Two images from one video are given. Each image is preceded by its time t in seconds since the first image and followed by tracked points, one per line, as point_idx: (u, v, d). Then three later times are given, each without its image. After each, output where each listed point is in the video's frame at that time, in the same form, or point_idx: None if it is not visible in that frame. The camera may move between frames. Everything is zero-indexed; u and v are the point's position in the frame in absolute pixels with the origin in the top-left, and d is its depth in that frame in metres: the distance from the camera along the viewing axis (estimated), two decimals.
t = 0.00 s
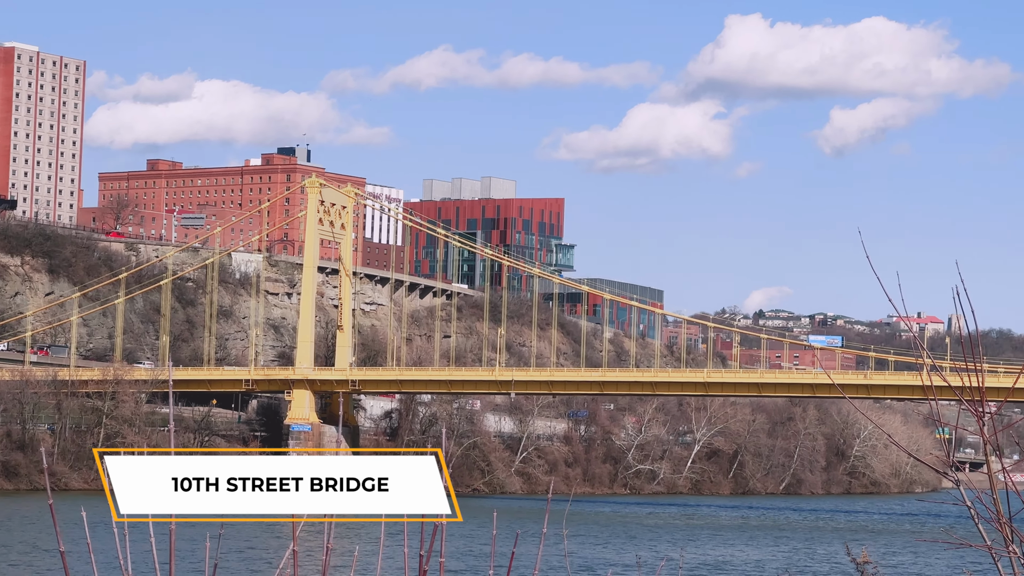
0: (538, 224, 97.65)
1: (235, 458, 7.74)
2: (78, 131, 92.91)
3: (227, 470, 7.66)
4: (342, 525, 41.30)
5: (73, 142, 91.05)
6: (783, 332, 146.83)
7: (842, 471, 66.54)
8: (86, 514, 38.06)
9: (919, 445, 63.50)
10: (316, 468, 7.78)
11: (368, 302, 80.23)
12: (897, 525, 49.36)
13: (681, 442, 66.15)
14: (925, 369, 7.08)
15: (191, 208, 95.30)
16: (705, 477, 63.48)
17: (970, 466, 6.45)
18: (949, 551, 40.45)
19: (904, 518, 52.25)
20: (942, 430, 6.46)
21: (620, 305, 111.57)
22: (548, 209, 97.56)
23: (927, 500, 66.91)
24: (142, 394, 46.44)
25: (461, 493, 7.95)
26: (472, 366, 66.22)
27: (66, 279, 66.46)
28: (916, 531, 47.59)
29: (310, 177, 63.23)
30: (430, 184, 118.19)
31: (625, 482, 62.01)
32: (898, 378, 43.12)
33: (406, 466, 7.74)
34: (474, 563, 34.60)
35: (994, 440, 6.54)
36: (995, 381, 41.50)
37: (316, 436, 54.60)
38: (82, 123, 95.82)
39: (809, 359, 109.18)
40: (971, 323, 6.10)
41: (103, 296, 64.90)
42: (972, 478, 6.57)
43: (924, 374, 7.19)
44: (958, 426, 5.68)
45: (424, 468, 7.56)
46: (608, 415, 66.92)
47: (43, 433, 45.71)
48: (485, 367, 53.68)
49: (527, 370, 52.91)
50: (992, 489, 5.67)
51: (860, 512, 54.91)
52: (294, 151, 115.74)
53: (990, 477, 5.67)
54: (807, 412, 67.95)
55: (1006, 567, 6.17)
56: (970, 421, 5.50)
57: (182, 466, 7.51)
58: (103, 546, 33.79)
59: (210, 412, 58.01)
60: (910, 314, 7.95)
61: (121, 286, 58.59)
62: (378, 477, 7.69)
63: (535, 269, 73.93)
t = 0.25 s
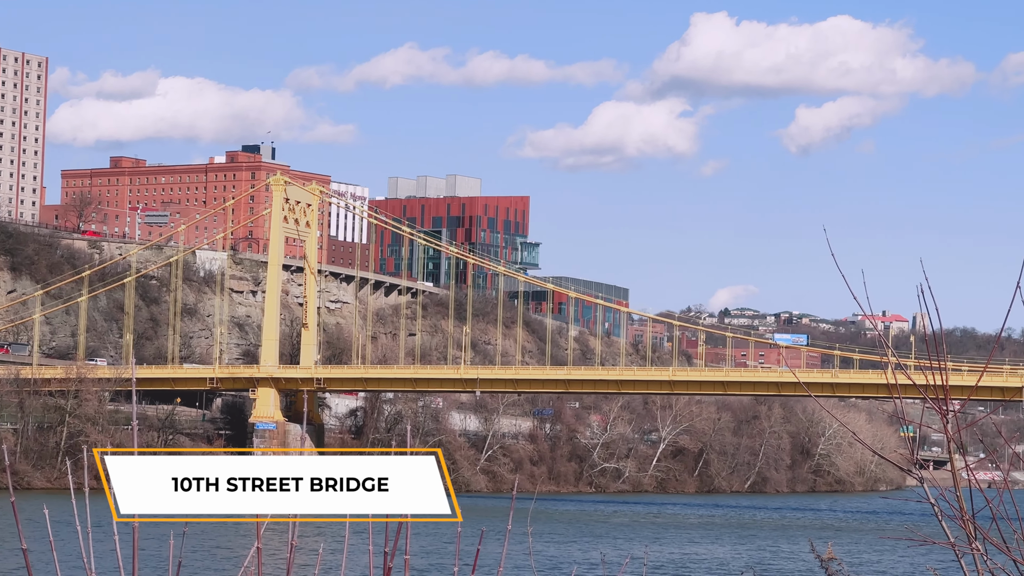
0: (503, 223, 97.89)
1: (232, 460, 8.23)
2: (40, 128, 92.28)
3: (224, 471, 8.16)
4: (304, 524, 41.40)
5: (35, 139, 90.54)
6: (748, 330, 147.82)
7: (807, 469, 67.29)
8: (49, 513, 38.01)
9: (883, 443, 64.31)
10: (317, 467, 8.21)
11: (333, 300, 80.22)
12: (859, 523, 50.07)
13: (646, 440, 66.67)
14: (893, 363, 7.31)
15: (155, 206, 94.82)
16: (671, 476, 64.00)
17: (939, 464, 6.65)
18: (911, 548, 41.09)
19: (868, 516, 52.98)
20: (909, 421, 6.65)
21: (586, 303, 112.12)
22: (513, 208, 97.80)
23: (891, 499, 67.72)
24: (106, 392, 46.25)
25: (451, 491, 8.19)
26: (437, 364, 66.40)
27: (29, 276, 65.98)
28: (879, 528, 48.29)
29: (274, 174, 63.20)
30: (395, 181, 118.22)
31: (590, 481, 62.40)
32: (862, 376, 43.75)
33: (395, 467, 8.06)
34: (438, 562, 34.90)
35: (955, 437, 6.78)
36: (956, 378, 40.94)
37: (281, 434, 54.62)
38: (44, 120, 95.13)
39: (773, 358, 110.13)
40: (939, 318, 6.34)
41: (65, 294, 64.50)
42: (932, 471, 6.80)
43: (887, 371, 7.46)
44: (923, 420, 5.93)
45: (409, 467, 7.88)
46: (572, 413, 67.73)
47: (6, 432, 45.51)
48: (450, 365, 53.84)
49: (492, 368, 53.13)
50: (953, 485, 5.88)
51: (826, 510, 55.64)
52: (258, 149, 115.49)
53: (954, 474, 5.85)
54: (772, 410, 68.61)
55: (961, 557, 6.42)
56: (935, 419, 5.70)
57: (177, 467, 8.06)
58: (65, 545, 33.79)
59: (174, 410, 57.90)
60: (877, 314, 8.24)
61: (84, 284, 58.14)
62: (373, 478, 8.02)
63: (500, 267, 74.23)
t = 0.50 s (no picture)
0: (468, 222, 98.10)
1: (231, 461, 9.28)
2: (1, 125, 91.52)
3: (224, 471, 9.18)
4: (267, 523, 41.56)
5: None
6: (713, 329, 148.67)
7: (771, 468, 67.85)
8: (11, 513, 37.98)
9: (847, 442, 65.01)
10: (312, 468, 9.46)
11: (297, 299, 80.19)
12: (821, 522, 50.68)
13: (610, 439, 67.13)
14: (855, 364, 7.36)
15: (118, 204, 94.29)
16: (635, 475, 64.44)
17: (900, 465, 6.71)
18: (871, 546, 41.66)
19: (832, 515, 53.59)
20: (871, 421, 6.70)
21: (550, 302, 112.50)
22: (478, 207, 97.93)
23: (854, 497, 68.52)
24: (68, 391, 46.08)
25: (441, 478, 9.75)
26: (401, 363, 66.53)
27: None
28: (840, 527, 48.93)
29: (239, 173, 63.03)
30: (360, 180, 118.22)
31: (554, 480, 62.71)
32: (826, 376, 44.34)
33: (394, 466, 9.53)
34: (400, 561, 35.18)
35: (916, 437, 6.85)
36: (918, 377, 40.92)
37: (245, 432, 54.59)
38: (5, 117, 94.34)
39: (737, 357, 110.95)
40: (900, 321, 6.38)
41: (26, 292, 64.06)
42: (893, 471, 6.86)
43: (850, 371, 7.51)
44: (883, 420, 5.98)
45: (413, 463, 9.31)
46: (537, 412, 68.09)
47: None
48: (414, 364, 53.98)
49: (457, 367, 53.33)
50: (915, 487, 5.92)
51: (790, 509, 56.25)
52: (222, 147, 115.10)
53: (916, 475, 5.89)
54: (737, 409, 69.22)
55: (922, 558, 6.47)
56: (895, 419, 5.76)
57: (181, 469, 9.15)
58: (27, 545, 33.86)
59: (136, 409, 57.71)
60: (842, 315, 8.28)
61: (47, 283, 57.69)
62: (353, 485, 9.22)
63: (464, 266, 74.39)
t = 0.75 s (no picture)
0: (432, 221, 98.17)
1: (234, 460, 9.20)
2: None
3: (226, 471, 9.11)
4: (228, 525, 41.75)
5: None
6: (677, 328, 149.63)
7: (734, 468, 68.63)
8: None
9: (809, 441, 65.86)
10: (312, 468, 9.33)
11: (261, 298, 80.11)
12: (782, 521, 51.43)
13: (573, 439, 67.68)
14: (820, 364, 7.41)
15: (79, 203, 93.71)
16: (598, 475, 64.99)
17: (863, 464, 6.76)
18: (831, 544, 42.33)
19: (794, 514, 54.36)
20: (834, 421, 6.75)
21: (514, 302, 112.89)
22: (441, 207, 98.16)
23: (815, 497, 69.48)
24: (30, 392, 46.03)
25: (436, 474, 9.82)
26: (365, 362, 66.71)
27: None
28: (800, 526, 49.69)
29: (203, 171, 62.90)
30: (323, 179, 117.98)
31: (518, 479, 63.09)
32: (789, 376, 45.00)
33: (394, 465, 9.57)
34: (362, 561, 35.48)
35: (880, 437, 6.89)
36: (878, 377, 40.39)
37: (207, 432, 54.67)
38: None
39: (700, 357, 111.76)
40: (861, 322, 6.42)
41: None
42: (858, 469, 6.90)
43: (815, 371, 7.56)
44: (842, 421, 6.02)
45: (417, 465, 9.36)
46: (500, 412, 68.56)
47: None
48: (377, 363, 54.23)
49: (420, 366, 53.63)
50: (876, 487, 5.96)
51: (751, 508, 57.08)
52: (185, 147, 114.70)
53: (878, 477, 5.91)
54: (700, 409, 69.92)
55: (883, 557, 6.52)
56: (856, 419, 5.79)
57: (185, 468, 8.99)
58: None
59: (98, 410, 57.60)
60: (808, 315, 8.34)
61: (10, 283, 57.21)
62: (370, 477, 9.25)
63: (428, 265, 74.59)
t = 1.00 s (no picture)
0: (394, 222, 98.38)
1: (235, 461, 9.58)
2: None
3: (226, 471, 9.54)
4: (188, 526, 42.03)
5: None
6: (639, 328, 150.76)
7: (696, 467, 69.56)
8: None
9: (769, 440, 66.77)
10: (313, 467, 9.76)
11: (223, 298, 80.12)
12: (741, 520, 52.29)
13: (536, 438, 68.25)
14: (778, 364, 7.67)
15: (40, 202, 93.26)
16: (561, 473, 65.63)
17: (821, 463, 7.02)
18: (789, 542, 43.14)
19: (754, 513, 55.27)
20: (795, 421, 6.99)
21: (476, 302, 113.33)
22: (404, 207, 98.38)
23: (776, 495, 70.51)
24: None
25: (434, 473, 10.20)
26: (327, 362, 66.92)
27: None
28: (759, 524, 50.56)
29: (165, 171, 62.86)
30: (286, 178, 117.94)
31: (480, 478, 63.56)
32: (751, 376, 45.81)
33: (392, 464, 10.00)
34: (323, 560, 35.87)
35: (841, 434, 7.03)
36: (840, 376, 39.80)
37: (169, 432, 54.78)
38: None
39: (662, 356, 112.71)
40: (820, 325, 6.68)
41: None
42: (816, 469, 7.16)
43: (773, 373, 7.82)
44: (804, 420, 6.28)
45: (415, 465, 9.75)
46: (462, 412, 69.10)
47: None
48: (340, 363, 54.53)
49: (383, 366, 53.99)
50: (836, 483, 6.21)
51: (712, 507, 57.98)
52: (146, 146, 114.22)
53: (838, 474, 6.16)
54: (662, 408, 70.72)
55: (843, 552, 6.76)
56: (817, 420, 6.03)
57: (184, 467, 9.50)
58: None
59: (59, 410, 57.57)
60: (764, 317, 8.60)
61: None
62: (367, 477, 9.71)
63: (391, 265, 74.79)
